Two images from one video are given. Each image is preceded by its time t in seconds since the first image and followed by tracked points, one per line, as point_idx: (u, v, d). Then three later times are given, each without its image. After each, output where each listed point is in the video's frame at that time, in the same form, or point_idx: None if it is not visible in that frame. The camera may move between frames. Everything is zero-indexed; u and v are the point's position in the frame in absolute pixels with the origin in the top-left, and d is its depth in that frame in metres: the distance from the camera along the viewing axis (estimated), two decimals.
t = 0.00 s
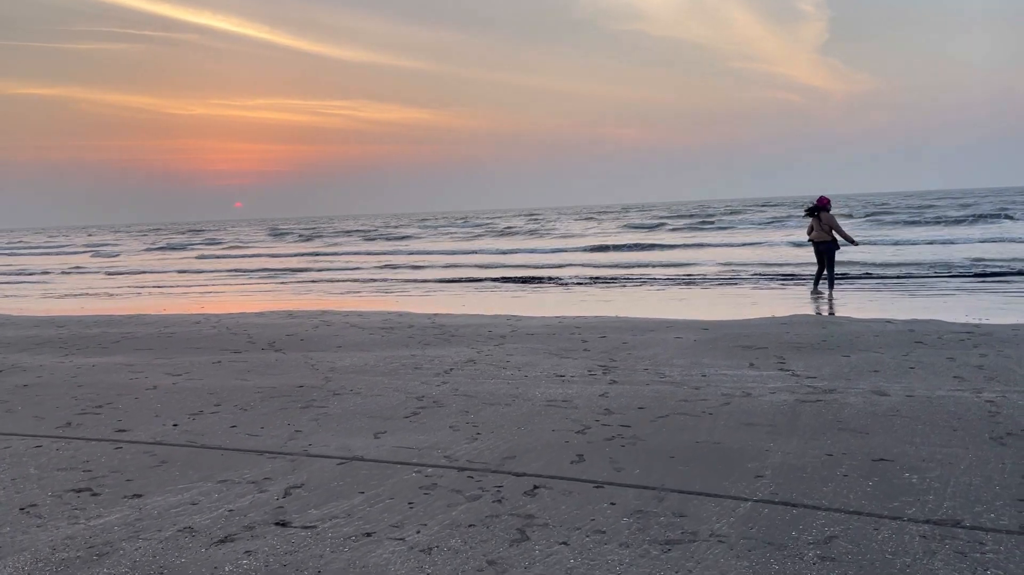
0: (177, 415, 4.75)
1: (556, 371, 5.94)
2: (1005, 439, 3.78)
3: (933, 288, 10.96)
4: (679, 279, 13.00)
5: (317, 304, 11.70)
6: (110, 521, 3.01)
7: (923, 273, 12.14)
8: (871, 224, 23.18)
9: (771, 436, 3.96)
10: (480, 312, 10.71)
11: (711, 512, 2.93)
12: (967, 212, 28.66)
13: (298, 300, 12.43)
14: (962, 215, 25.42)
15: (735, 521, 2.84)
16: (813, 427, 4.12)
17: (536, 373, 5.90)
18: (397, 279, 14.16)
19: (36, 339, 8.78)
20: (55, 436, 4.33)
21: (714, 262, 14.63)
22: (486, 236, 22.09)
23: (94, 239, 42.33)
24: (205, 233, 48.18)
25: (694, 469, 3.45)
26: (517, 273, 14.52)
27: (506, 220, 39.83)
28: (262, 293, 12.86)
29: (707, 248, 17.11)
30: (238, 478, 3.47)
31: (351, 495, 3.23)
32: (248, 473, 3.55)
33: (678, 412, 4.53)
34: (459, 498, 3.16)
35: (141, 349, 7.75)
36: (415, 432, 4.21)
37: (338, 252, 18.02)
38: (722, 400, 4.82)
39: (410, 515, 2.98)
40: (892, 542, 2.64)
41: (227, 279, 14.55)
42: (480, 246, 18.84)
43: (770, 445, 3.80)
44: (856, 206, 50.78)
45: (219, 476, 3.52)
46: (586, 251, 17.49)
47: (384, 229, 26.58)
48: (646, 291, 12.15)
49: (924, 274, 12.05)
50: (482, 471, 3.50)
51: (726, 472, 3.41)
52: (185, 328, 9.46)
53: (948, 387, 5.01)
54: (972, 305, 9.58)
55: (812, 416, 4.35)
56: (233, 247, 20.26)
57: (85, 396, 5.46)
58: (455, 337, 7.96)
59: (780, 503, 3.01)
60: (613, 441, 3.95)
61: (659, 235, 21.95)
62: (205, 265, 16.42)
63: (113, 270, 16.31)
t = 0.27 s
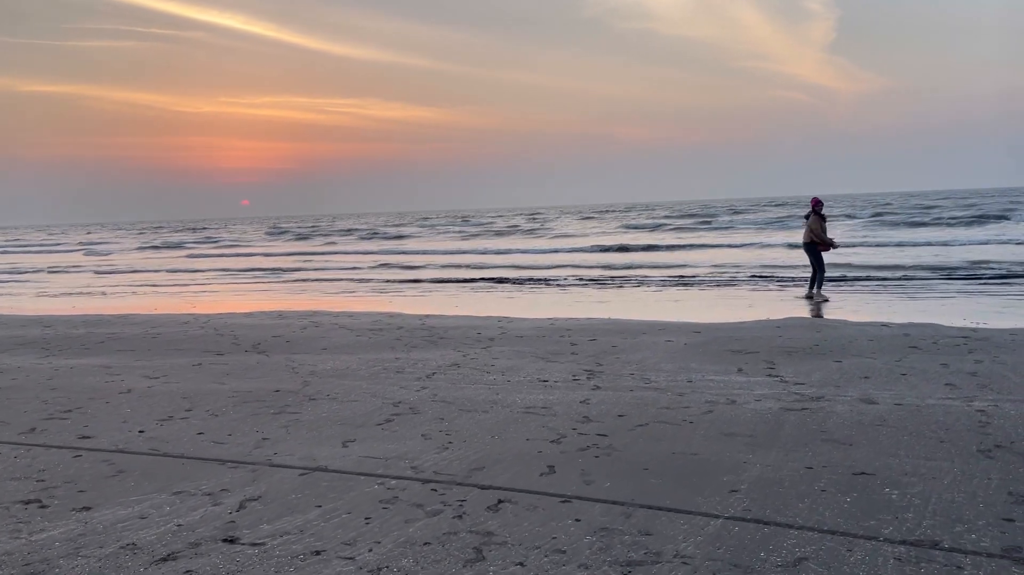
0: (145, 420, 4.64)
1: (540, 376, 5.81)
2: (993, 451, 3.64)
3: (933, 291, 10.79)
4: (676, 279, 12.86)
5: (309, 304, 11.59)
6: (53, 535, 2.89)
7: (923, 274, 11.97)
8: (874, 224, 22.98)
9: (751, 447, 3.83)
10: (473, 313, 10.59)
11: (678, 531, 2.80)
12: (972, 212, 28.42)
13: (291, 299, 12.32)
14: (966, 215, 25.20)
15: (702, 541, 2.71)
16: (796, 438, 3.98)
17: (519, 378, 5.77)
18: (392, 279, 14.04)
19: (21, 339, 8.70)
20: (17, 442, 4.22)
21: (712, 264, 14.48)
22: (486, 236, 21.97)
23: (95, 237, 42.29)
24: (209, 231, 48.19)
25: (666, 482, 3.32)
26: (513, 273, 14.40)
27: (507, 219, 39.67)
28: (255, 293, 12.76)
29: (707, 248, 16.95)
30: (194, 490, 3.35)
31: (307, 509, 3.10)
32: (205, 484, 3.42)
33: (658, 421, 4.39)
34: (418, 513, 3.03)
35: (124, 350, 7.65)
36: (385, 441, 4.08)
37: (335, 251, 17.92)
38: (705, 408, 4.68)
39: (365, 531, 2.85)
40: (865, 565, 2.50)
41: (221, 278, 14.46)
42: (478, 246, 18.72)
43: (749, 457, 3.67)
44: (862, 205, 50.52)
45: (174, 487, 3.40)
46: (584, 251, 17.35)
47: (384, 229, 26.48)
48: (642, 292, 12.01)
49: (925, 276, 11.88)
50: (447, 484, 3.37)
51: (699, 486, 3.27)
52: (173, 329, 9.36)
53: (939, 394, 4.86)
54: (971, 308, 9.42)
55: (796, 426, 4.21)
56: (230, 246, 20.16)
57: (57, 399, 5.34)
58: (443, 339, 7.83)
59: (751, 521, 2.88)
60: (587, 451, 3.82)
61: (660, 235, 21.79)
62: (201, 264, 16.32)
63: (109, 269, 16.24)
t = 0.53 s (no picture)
0: (108, 419, 4.54)
1: (519, 375, 5.69)
2: (973, 456, 3.51)
3: (930, 290, 10.63)
4: (671, 278, 12.72)
5: (299, 301, 11.50)
6: None
7: (922, 273, 11.81)
8: (876, 223, 22.79)
9: (722, 451, 3.71)
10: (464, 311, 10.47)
11: (634, 539, 2.69)
12: (977, 211, 28.18)
13: (282, 296, 12.24)
14: (970, 214, 24.97)
15: (657, 550, 2.59)
16: (771, 442, 3.86)
17: (498, 377, 5.65)
18: (385, 276, 13.94)
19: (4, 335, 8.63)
20: None
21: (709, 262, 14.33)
22: (484, 233, 21.86)
23: (98, 234, 42.32)
24: (211, 228, 48.18)
25: (630, 487, 3.21)
26: (508, 271, 14.28)
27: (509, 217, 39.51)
28: (247, 290, 12.68)
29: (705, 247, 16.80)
30: (142, 492, 3.25)
31: (254, 513, 3.00)
32: (155, 486, 3.32)
33: (632, 423, 4.27)
34: (368, 518, 2.92)
35: (104, 347, 7.57)
36: (348, 441, 3.98)
37: (331, 248, 17.83)
38: (682, 409, 4.56)
39: (309, 538, 2.75)
40: None
41: (215, 275, 14.37)
42: (476, 243, 18.61)
43: (719, 461, 3.55)
44: (866, 204, 50.31)
45: (123, 488, 3.29)
46: (581, 249, 17.22)
47: (384, 226, 26.38)
48: (635, 291, 11.88)
49: (923, 274, 11.71)
50: (404, 487, 3.26)
51: (663, 492, 3.15)
52: (159, 325, 9.27)
53: (925, 396, 4.73)
54: (968, 307, 9.26)
55: (772, 429, 4.09)
56: (227, 242, 20.08)
57: (25, 396, 5.26)
58: (427, 337, 7.73)
59: (711, 529, 2.76)
60: (554, 454, 3.70)
61: (660, 234, 21.65)
62: (195, 261, 16.24)
63: (103, 265, 16.18)
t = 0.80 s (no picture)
0: (61, 424, 4.41)
1: (492, 380, 5.56)
2: (945, 473, 3.38)
3: (922, 294, 10.49)
4: (661, 280, 12.59)
5: (284, 301, 11.38)
6: None
7: (915, 277, 11.66)
8: (873, 226, 22.64)
9: (687, 464, 3.57)
10: (449, 313, 10.34)
11: (579, 561, 2.55)
12: (975, 214, 28.02)
13: (268, 295, 12.12)
14: (968, 218, 24.82)
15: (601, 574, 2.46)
16: (738, 454, 3.72)
17: (469, 383, 5.52)
18: (374, 276, 13.81)
19: None
20: None
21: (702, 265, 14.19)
22: (478, 233, 21.73)
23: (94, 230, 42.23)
24: (208, 225, 48.07)
25: (584, 503, 3.07)
26: (498, 272, 14.15)
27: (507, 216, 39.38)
28: (233, 289, 12.57)
29: (698, 249, 16.66)
30: (76, 504, 3.12)
31: (187, 528, 2.87)
32: (91, 497, 3.19)
33: (599, 432, 4.14)
34: (305, 534, 2.79)
35: (77, 346, 7.45)
36: (302, 450, 3.85)
37: (323, 247, 17.71)
38: (652, 419, 4.42)
39: (239, 556, 2.61)
40: None
41: (202, 273, 14.25)
42: (468, 243, 18.49)
43: (682, 475, 3.41)
44: (865, 207, 50.16)
45: (57, 500, 3.16)
46: (574, 250, 17.09)
47: (379, 225, 26.25)
48: (625, 293, 11.75)
49: (915, 278, 11.57)
50: (349, 501, 3.13)
51: (619, 509, 3.02)
52: (138, 325, 9.15)
53: (903, 407, 4.59)
54: (959, 313, 9.12)
55: (741, 441, 3.95)
56: (219, 240, 19.95)
57: None
58: (406, 339, 7.60)
59: (662, 551, 2.63)
60: (512, 465, 3.57)
61: (655, 235, 21.53)
62: (184, 259, 16.11)
63: (92, 262, 16.06)
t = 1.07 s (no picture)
0: (10, 433, 4.27)
1: (462, 391, 5.42)
2: (915, 493, 3.25)
3: (911, 305, 10.36)
4: (649, 290, 12.47)
5: (266, 308, 11.25)
6: None
7: (904, 288, 11.54)
8: (866, 237, 22.53)
9: (649, 481, 3.44)
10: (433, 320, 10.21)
11: None
12: (970, 226, 27.94)
13: (251, 302, 11.98)
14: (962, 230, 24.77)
15: None
16: (703, 470, 3.59)
17: (439, 392, 5.37)
18: (360, 283, 13.69)
19: None
20: None
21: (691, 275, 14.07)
22: (470, 241, 21.63)
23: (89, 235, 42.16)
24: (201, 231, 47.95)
25: (535, 523, 2.93)
26: (486, 279, 14.03)
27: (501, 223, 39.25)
28: (216, 295, 12.44)
29: (689, 259, 16.55)
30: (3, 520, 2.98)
31: (114, 548, 2.73)
32: (21, 512, 3.05)
33: (563, 445, 4.00)
34: (235, 554, 2.65)
35: (46, 352, 7.31)
36: (252, 462, 3.71)
37: (311, 254, 17.59)
38: (620, 432, 4.28)
39: None
40: None
41: (186, 279, 14.11)
42: (458, 251, 18.38)
43: (642, 493, 3.27)
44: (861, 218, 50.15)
45: None
46: (564, 259, 16.99)
47: (371, 232, 26.14)
48: (611, 302, 11.64)
49: (905, 289, 11.46)
50: (290, 518, 2.99)
51: (571, 529, 2.88)
52: (114, 331, 9.01)
53: (880, 422, 4.46)
54: (948, 325, 8.99)
55: (708, 456, 3.82)
56: (207, 246, 19.83)
57: None
58: (382, 347, 7.47)
59: None
60: (466, 482, 3.42)
61: (647, 245, 21.43)
62: (170, 264, 15.97)
63: (77, 267, 15.93)
